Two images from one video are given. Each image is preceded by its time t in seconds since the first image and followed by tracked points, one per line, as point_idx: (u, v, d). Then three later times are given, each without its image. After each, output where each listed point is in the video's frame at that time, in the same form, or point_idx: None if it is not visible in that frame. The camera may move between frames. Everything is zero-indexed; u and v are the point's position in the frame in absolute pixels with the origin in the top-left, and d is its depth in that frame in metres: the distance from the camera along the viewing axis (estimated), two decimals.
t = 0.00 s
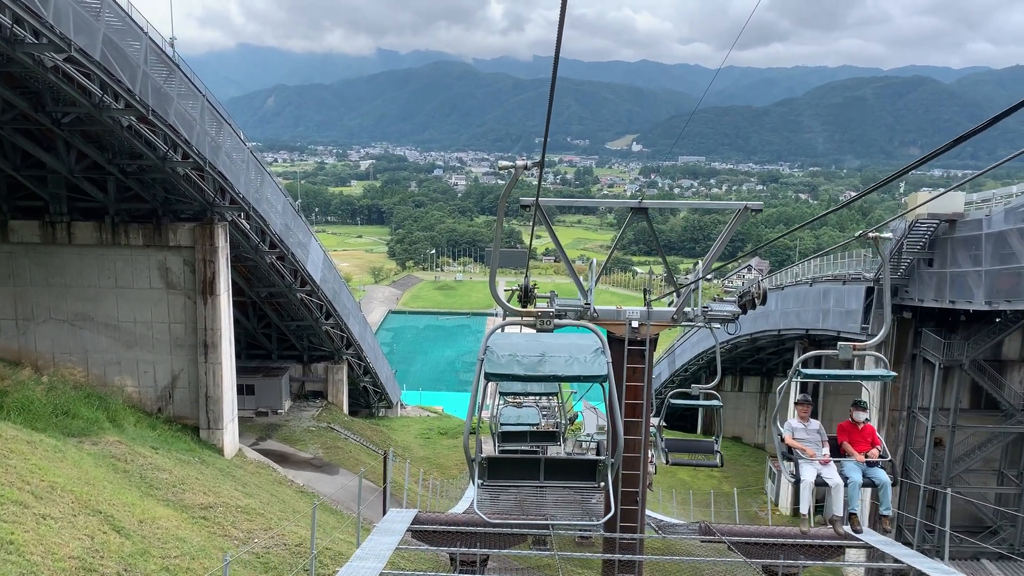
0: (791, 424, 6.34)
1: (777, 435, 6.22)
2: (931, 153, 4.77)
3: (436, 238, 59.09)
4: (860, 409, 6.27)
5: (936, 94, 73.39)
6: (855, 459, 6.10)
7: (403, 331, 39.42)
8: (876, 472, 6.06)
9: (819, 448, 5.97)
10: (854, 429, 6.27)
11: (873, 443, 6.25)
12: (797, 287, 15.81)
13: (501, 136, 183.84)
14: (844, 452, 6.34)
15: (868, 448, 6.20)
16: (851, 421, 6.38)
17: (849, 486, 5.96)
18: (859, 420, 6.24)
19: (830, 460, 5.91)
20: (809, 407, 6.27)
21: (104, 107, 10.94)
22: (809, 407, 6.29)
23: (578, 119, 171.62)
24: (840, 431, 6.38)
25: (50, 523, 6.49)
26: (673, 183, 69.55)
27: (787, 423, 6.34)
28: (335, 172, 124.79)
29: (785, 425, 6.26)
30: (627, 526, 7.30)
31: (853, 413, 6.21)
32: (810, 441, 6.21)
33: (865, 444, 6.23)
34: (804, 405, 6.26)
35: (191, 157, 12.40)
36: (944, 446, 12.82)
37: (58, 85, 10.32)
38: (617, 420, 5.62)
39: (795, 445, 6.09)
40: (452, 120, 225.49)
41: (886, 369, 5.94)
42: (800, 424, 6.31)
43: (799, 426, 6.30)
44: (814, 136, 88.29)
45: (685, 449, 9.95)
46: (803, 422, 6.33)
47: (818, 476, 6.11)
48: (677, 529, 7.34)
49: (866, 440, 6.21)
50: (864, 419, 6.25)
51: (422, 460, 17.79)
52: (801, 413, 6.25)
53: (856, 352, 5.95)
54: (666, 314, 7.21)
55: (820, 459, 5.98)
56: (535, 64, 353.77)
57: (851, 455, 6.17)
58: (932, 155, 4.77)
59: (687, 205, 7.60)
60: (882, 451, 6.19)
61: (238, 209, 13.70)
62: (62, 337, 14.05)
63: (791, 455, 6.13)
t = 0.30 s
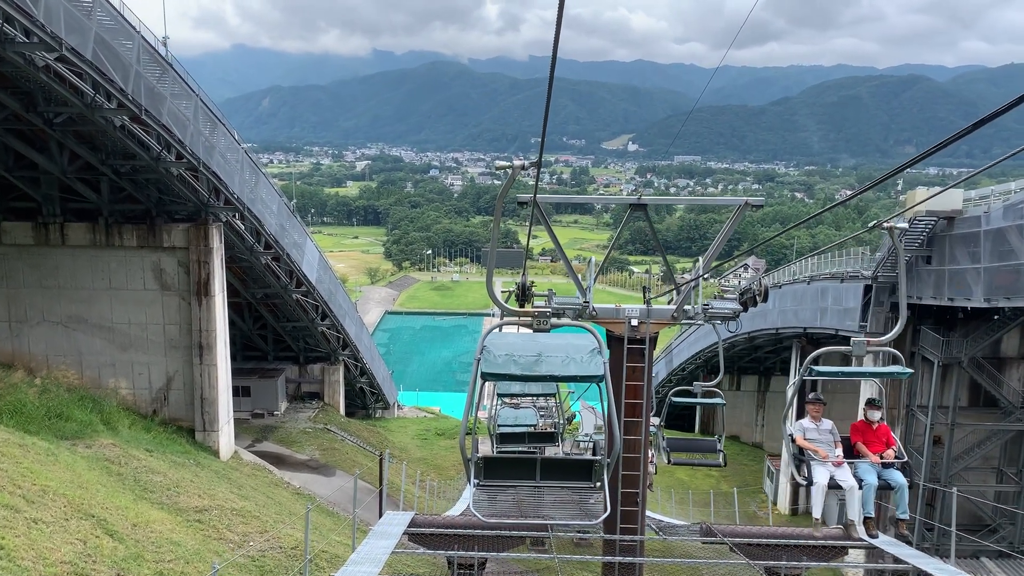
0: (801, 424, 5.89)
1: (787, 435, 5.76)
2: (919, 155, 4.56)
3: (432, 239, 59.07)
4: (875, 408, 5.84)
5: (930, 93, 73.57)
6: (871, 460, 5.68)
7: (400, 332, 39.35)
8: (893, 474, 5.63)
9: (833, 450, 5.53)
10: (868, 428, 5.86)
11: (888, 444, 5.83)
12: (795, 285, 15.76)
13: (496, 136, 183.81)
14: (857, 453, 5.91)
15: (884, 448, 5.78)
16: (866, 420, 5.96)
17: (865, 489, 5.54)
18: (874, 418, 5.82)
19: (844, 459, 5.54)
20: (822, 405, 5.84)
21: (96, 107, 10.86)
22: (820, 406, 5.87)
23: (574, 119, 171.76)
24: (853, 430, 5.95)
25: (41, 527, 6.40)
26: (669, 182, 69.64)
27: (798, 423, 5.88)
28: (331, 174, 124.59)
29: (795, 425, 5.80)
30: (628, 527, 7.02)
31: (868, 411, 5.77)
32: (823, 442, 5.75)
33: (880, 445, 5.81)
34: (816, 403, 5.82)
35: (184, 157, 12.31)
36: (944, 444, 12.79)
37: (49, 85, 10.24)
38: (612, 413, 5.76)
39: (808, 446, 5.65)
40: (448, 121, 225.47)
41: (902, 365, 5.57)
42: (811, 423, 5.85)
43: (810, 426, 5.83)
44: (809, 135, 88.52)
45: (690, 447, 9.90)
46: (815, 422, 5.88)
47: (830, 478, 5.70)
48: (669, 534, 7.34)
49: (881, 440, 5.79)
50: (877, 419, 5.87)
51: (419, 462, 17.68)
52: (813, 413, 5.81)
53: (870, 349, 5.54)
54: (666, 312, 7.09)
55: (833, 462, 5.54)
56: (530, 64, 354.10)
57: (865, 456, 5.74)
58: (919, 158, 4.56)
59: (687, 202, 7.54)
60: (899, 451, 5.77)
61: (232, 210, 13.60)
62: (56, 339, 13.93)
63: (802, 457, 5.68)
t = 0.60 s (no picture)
0: (813, 423, 5.56)
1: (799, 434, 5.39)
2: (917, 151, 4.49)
3: (427, 240, 58.97)
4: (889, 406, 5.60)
5: (923, 91, 73.76)
6: (887, 459, 5.50)
7: (396, 333, 39.24)
8: (909, 474, 5.46)
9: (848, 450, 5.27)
10: (883, 427, 5.64)
11: (905, 443, 5.62)
12: (791, 283, 15.78)
13: (491, 137, 183.67)
14: (872, 452, 5.72)
15: (899, 447, 5.55)
16: (880, 419, 5.74)
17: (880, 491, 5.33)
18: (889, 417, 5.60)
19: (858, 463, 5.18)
20: (834, 403, 5.54)
21: (86, 108, 10.77)
22: (833, 404, 5.55)
23: (568, 119, 171.73)
24: (867, 429, 5.73)
25: (32, 533, 6.31)
26: (664, 181, 69.65)
27: (810, 421, 5.54)
28: (325, 175, 124.26)
29: (809, 423, 5.47)
30: (627, 530, 6.89)
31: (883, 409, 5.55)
32: (836, 441, 5.47)
33: (895, 444, 5.58)
34: (830, 401, 5.52)
35: (177, 158, 12.22)
36: (942, 441, 12.79)
37: (39, 85, 10.14)
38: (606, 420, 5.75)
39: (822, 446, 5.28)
40: (443, 122, 225.22)
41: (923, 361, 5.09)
42: (824, 423, 5.54)
43: (823, 425, 5.52)
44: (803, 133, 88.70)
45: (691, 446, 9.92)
46: (827, 420, 5.57)
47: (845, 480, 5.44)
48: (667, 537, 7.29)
49: (896, 439, 5.59)
50: (893, 416, 5.64)
51: (416, 463, 17.60)
52: (826, 412, 5.54)
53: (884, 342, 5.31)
54: (665, 309, 6.99)
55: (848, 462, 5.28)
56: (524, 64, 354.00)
57: (881, 455, 5.57)
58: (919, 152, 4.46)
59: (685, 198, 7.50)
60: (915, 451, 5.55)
61: (226, 211, 13.52)
62: (48, 343, 13.80)
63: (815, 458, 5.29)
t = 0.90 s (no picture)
0: (829, 419, 5.40)
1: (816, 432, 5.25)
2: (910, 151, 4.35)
3: (424, 239, 58.90)
4: (908, 400, 5.40)
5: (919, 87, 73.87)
6: (907, 457, 5.28)
7: (393, 333, 39.17)
8: (931, 472, 5.25)
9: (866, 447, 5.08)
10: (902, 423, 5.44)
11: (925, 439, 5.41)
12: (789, 279, 15.78)
13: (487, 136, 183.53)
14: (890, 449, 5.51)
15: (919, 444, 5.36)
16: (898, 414, 5.54)
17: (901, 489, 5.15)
18: (909, 412, 5.40)
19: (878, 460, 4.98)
20: (851, 398, 5.36)
21: (79, 107, 10.70)
22: (851, 398, 5.35)
23: (564, 118, 171.59)
24: (885, 425, 5.53)
25: (26, 537, 6.23)
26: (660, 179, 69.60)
27: (826, 418, 5.38)
28: (321, 175, 124.13)
29: (824, 420, 5.32)
30: (630, 528, 6.79)
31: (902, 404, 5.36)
32: (853, 438, 5.31)
33: (915, 440, 5.39)
34: (846, 396, 5.33)
35: (171, 158, 12.12)
36: (942, 436, 12.77)
37: (31, 85, 10.05)
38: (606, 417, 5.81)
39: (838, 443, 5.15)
40: (439, 121, 224.99)
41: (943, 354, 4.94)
42: (840, 418, 5.38)
43: (839, 421, 5.37)
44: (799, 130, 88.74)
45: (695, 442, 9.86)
46: (844, 416, 5.40)
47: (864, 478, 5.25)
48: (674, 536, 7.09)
49: (916, 435, 5.39)
50: (912, 412, 5.43)
51: (414, 463, 17.52)
52: (841, 408, 5.36)
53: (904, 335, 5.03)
54: (666, 305, 6.91)
55: (865, 459, 5.09)
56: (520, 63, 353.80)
57: (900, 453, 5.35)
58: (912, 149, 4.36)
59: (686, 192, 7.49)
60: (937, 447, 5.35)
61: (221, 211, 13.44)
62: (43, 345, 13.70)
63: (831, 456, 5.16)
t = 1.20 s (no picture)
0: (849, 416, 5.38)
1: (835, 429, 5.23)
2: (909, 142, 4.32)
3: (424, 237, 58.78)
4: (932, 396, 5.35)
5: (919, 82, 73.73)
6: (932, 455, 5.20)
7: (394, 331, 39.11)
8: (957, 470, 5.16)
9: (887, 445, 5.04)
10: (926, 420, 5.42)
11: (950, 436, 5.37)
12: (791, 275, 15.70)
13: (486, 134, 183.33)
14: (914, 447, 5.46)
15: (944, 441, 5.30)
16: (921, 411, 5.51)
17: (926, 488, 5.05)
18: (932, 408, 5.35)
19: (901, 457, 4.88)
20: (870, 394, 5.33)
21: (76, 105, 10.62)
22: (871, 394, 5.33)
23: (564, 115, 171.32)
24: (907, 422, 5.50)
25: (23, 538, 6.17)
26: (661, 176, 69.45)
27: (845, 415, 5.37)
28: (320, 174, 123.98)
29: (843, 417, 5.33)
30: (634, 528, 6.67)
31: (925, 400, 5.31)
32: (873, 436, 5.30)
33: (940, 437, 5.35)
34: (865, 392, 5.31)
35: (169, 156, 12.04)
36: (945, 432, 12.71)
37: (27, 82, 9.98)
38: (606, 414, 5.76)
39: (858, 440, 5.11)
40: (438, 119, 224.72)
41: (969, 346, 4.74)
42: (860, 415, 5.38)
43: (858, 418, 5.36)
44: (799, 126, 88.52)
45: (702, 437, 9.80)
46: (863, 413, 5.39)
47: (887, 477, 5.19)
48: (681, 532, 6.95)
49: (941, 432, 5.33)
50: (937, 407, 5.39)
51: (416, 461, 17.47)
52: (861, 403, 5.32)
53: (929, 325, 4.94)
54: (670, 299, 6.82)
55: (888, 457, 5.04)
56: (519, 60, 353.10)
57: (924, 450, 5.28)
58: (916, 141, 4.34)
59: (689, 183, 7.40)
60: (962, 444, 5.28)
61: (219, 209, 13.36)
62: (41, 345, 13.63)
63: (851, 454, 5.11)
